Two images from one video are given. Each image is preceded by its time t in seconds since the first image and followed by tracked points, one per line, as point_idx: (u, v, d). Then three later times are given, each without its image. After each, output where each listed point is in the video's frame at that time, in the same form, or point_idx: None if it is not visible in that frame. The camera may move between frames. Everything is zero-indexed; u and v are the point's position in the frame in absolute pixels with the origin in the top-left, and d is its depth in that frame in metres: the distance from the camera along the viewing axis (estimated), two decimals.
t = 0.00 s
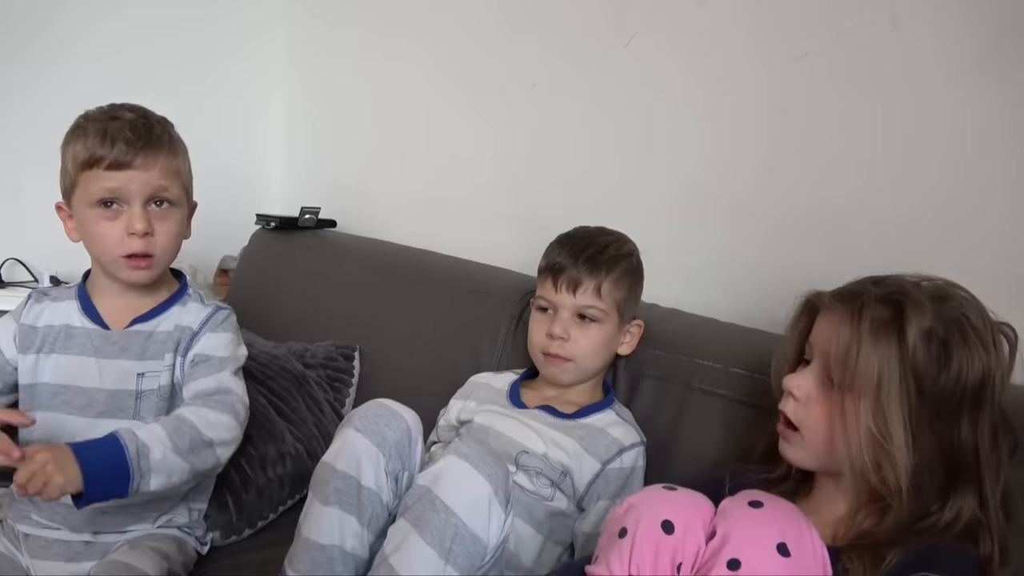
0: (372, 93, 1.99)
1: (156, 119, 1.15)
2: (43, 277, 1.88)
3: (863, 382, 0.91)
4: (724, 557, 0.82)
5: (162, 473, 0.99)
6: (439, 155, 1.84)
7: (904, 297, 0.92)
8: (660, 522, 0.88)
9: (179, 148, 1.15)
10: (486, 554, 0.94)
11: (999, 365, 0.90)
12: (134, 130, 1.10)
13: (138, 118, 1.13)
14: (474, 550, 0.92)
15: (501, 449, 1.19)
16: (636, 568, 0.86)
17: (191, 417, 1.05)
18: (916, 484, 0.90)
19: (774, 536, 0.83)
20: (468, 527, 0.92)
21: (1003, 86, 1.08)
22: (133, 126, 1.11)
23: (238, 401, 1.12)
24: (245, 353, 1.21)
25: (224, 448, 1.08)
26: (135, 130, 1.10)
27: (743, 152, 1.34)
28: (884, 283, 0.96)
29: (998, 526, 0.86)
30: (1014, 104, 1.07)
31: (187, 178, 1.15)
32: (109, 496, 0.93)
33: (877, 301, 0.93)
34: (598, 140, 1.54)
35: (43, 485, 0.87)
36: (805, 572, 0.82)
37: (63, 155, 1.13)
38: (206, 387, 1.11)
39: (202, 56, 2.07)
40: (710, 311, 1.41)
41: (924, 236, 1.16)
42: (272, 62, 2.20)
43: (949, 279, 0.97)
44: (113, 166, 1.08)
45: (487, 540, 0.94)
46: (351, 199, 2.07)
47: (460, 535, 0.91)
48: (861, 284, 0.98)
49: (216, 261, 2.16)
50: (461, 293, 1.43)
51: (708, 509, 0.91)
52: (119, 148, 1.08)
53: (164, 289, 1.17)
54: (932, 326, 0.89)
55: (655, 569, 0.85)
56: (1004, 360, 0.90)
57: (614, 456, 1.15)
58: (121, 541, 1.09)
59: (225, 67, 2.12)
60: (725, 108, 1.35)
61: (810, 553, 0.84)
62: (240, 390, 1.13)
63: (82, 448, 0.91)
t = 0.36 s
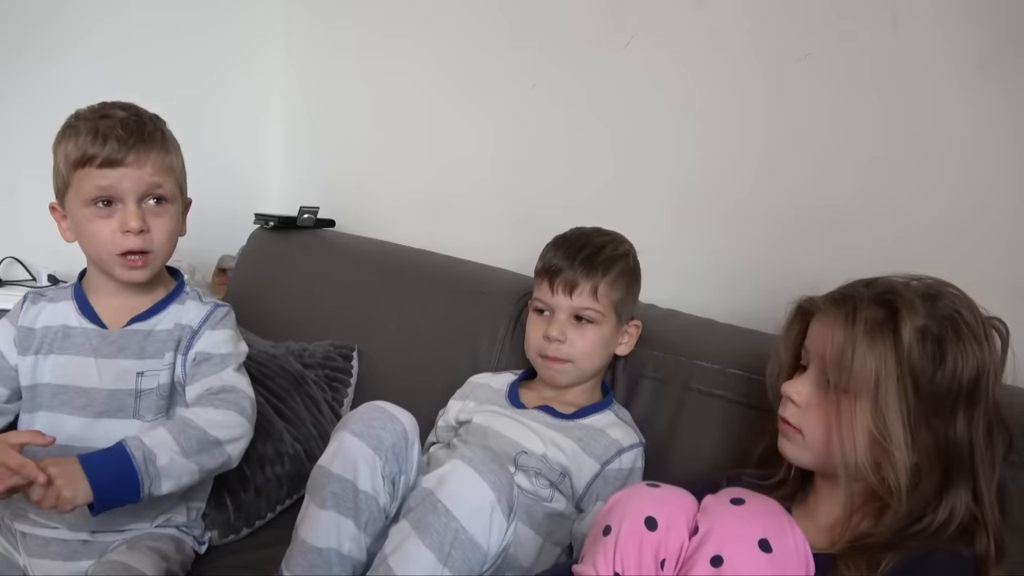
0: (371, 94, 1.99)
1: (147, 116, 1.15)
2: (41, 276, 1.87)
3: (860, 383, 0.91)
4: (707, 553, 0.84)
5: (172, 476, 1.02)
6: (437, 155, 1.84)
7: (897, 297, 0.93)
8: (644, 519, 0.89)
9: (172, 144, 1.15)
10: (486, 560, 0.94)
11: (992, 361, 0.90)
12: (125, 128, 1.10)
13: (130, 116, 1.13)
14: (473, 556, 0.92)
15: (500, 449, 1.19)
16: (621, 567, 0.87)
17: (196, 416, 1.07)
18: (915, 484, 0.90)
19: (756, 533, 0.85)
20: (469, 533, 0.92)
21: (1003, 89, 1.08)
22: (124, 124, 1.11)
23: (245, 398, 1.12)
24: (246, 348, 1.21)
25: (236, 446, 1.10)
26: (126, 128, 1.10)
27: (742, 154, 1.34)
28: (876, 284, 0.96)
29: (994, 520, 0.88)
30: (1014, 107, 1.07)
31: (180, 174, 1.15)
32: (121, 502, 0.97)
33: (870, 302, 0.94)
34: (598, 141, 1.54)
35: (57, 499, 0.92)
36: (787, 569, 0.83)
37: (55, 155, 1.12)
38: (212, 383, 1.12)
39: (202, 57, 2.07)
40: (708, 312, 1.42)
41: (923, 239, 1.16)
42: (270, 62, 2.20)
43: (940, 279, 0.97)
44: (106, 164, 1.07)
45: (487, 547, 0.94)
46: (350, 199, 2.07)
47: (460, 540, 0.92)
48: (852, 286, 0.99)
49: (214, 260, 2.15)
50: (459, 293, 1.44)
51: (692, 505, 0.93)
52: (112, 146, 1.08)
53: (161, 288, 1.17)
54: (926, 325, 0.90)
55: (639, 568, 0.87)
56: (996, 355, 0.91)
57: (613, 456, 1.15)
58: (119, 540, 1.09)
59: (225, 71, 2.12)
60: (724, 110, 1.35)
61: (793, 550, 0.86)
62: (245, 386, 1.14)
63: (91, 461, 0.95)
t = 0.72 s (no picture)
0: (372, 95, 1.99)
1: (148, 117, 1.14)
2: (41, 275, 1.87)
3: (858, 384, 0.91)
4: (706, 554, 0.84)
5: (175, 473, 1.01)
6: (438, 155, 1.84)
7: (897, 298, 0.92)
8: (643, 519, 0.89)
9: (173, 146, 1.14)
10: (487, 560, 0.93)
11: (993, 364, 0.90)
12: (125, 131, 1.10)
13: (130, 118, 1.12)
14: (474, 558, 0.92)
15: (500, 450, 1.19)
16: (620, 567, 0.87)
17: (204, 420, 1.07)
18: (912, 486, 0.90)
19: (755, 533, 0.84)
20: (470, 534, 0.92)
21: (1005, 89, 1.08)
22: (124, 126, 1.10)
23: (248, 411, 1.14)
24: (247, 355, 1.22)
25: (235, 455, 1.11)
26: (127, 130, 1.10)
27: (741, 153, 1.34)
28: (877, 285, 0.96)
29: (993, 524, 0.87)
30: (1016, 106, 1.07)
31: (182, 176, 1.15)
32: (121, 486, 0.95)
33: (870, 303, 0.94)
34: (598, 141, 1.54)
35: (64, 470, 0.88)
36: (787, 570, 0.83)
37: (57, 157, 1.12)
38: (219, 394, 1.12)
39: (204, 59, 2.07)
40: (707, 312, 1.41)
41: (925, 240, 1.16)
42: (271, 63, 2.20)
43: (941, 281, 0.97)
44: (106, 167, 1.07)
45: (489, 547, 0.93)
46: (350, 199, 2.06)
47: (461, 542, 0.91)
48: (853, 287, 0.98)
49: (214, 260, 2.15)
50: (459, 293, 1.43)
51: (691, 506, 0.93)
52: (112, 149, 1.07)
53: (163, 289, 1.17)
54: (926, 327, 0.90)
55: (638, 568, 0.87)
56: (997, 358, 0.91)
57: (613, 457, 1.15)
58: (118, 539, 1.09)
59: (226, 73, 2.12)
60: (724, 110, 1.35)
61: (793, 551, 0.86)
62: (249, 400, 1.16)
63: (107, 441, 0.93)
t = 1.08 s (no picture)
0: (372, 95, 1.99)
1: (156, 119, 1.14)
2: (42, 275, 1.87)
3: (857, 383, 0.91)
4: (705, 555, 0.84)
5: (177, 487, 1.01)
6: (438, 155, 1.84)
7: (896, 297, 0.92)
8: (643, 519, 0.90)
9: (178, 148, 1.14)
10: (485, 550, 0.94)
11: (992, 364, 0.90)
12: (129, 132, 1.10)
13: (136, 119, 1.12)
14: (473, 548, 0.92)
15: (501, 450, 1.19)
16: (620, 567, 0.88)
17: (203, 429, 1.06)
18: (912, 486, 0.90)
19: (755, 534, 0.85)
20: (467, 525, 0.92)
21: (1004, 90, 1.08)
22: (128, 128, 1.10)
23: (251, 418, 1.13)
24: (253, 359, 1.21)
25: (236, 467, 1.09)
26: (130, 131, 1.10)
27: (741, 153, 1.34)
28: (876, 285, 0.96)
29: (993, 523, 0.87)
30: (1015, 107, 1.07)
31: (187, 178, 1.14)
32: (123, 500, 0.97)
33: (869, 302, 0.94)
34: (597, 142, 1.54)
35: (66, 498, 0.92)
36: (786, 570, 0.83)
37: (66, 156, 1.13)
38: (223, 401, 1.11)
39: (205, 60, 2.07)
40: (708, 313, 1.41)
41: (921, 240, 1.16)
42: (271, 63, 2.20)
43: (940, 281, 0.97)
44: (108, 168, 1.07)
45: (486, 537, 0.94)
46: (350, 199, 2.07)
47: (459, 532, 0.91)
48: (853, 287, 0.98)
49: (215, 260, 2.16)
50: (460, 294, 1.43)
51: (690, 506, 0.93)
52: (114, 150, 1.08)
53: (167, 292, 1.17)
54: (925, 326, 0.90)
55: (638, 568, 0.87)
56: (996, 358, 0.91)
57: (613, 458, 1.15)
58: (119, 539, 1.09)
59: (227, 73, 2.12)
60: (722, 110, 1.36)
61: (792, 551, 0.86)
62: (252, 404, 1.14)
63: (102, 466, 0.95)
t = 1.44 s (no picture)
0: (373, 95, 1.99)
1: (160, 115, 1.15)
2: (44, 273, 1.87)
3: (857, 384, 0.91)
4: (705, 555, 0.84)
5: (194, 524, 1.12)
6: (439, 155, 1.84)
7: (896, 298, 0.92)
8: (643, 520, 0.89)
9: (177, 145, 1.13)
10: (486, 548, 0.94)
11: (992, 365, 0.90)
12: (126, 124, 1.10)
13: (136, 113, 1.13)
14: (474, 547, 0.92)
15: (502, 450, 1.19)
16: (620, 567, 0.88)
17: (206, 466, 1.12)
18: (912, 486, 0.90)
19: (755, 535, 0.85)
20: (468, 524, 0.92)
21: (1006, 91, 1.08)
22: (127, 120, 1.11)
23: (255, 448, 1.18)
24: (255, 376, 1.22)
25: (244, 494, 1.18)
26: (128, 124, 1.10)
27: (742, 154, 1.34)
28: (876, 285, 0.96)
29: (995, 525, 0.87)
30: (1016, 108, 1.07)
31: (183, 176, 1.13)
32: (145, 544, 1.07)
33: (869, 303, 0.94)
34: (598, 142, 1.54)
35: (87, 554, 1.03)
36: (786, 570, 0.84)
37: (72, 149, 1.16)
38: (228, 433, 1.15)
39: (207, 60, 2.07)
40: (709, 313, 1.41)
41: (922, 241, 1.16)
42: (273, 63, 2.20)
43: (941, 282, 0.97)
44: (101, 157, 1.08)
45: (487, 535, 0.94)
46: (352, 197, 2.07)
47: (460, 531, 0.91)
48: (853, 287, 0.98)
49: (216, 259, 2.16)
50: (462, 293, 1.43)
51: (690, 506, 0.93)
52: (108, 140, 1.08)
53: (163, 296, 1.16)
54: (925, 327, 0.90)
55: (638, 569, 0.87)
56: (996, 359, 0.91)
57: (615, 458, 1.15)
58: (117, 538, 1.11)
59: (229, 73, 2.12)
60: (723, 110, 1.36)
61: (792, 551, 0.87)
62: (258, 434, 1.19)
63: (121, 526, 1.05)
